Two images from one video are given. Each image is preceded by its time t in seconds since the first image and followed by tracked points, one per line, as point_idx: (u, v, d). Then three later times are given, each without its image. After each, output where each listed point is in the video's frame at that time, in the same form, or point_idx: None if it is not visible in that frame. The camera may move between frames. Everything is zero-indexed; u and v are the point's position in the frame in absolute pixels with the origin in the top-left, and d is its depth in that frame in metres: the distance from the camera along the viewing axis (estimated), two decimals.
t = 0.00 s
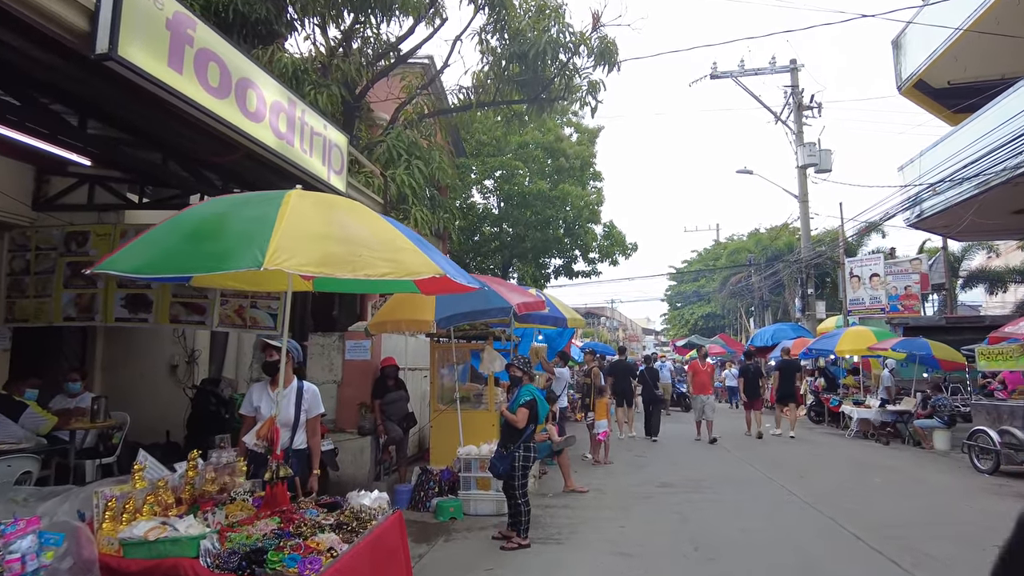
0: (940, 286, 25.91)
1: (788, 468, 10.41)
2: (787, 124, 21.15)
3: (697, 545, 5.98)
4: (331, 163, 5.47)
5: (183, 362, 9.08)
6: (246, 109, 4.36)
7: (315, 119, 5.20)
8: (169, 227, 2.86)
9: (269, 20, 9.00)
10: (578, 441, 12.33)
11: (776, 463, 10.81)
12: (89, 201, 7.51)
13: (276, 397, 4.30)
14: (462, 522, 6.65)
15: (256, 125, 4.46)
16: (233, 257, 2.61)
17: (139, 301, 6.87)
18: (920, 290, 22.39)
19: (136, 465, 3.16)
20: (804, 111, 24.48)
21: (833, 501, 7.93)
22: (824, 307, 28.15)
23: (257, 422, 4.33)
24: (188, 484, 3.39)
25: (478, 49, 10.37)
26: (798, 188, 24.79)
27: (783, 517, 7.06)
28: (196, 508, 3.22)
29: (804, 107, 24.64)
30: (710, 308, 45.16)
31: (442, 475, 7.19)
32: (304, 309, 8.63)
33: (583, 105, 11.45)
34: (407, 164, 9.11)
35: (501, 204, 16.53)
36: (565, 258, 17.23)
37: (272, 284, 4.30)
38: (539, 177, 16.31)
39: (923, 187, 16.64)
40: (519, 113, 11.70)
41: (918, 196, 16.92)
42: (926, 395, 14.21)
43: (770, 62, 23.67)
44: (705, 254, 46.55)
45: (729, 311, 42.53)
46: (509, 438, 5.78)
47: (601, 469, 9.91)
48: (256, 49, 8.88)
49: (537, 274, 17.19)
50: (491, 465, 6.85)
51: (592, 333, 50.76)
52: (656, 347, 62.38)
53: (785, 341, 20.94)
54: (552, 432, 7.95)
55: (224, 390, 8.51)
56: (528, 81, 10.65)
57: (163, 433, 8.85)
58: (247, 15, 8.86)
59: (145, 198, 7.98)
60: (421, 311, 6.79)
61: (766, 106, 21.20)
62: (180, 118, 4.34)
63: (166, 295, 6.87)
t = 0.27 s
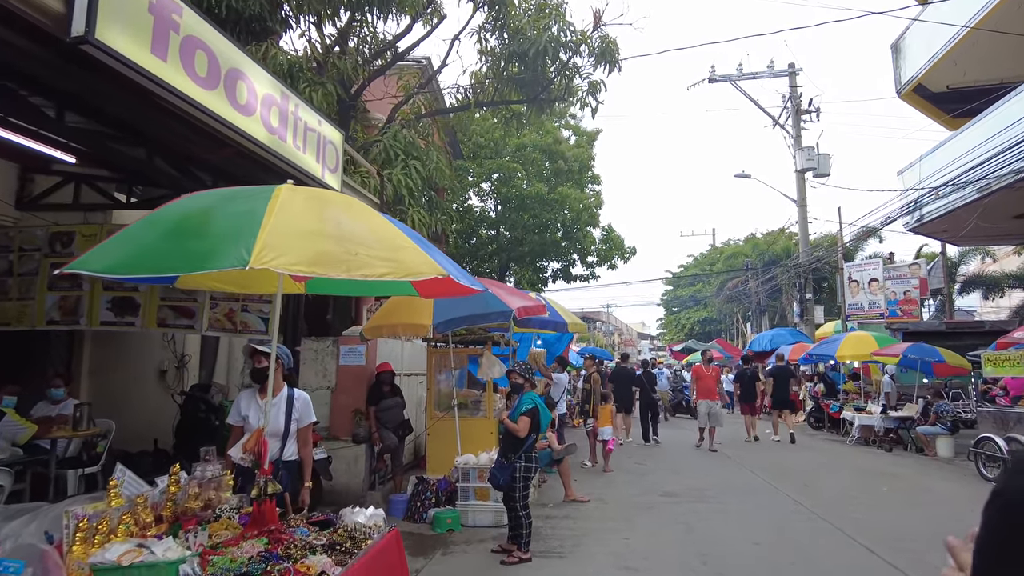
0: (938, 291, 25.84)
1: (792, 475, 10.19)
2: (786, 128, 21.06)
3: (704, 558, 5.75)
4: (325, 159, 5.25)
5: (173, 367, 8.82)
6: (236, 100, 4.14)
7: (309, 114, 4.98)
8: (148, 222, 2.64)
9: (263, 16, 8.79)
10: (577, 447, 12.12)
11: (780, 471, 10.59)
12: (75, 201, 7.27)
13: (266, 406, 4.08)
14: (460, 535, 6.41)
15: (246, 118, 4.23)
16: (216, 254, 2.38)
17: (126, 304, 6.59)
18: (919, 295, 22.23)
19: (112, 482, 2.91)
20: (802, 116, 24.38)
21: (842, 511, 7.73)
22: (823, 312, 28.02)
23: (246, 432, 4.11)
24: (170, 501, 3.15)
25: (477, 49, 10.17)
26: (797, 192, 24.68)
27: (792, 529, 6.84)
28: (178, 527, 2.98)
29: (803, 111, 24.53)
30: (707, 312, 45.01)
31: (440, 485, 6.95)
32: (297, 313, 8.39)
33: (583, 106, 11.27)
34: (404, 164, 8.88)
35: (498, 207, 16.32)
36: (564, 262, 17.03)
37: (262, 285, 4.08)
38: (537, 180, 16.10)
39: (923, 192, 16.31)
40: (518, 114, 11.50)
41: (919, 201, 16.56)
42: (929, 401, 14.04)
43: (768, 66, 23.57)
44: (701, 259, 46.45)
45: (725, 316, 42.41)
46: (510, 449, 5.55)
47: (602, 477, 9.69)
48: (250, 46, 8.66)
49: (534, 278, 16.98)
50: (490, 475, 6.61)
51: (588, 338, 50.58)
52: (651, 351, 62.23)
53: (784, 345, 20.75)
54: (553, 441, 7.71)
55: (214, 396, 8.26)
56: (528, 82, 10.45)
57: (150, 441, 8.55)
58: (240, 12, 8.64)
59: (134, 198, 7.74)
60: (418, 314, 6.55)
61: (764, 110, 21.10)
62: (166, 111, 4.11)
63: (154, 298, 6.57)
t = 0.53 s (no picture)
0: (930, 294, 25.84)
1: (790, 480, 10.02)
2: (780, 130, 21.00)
3: (705, 566, 5.55)
4: (312, 151, 5.03)
5: (156, 368, 8.47)
6: (216, 86, 3.91)
7: (295, 104, 4.75)
8: (115, 208, 2.42)
9: (250, 9, 8.55)
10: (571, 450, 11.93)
11: (778, 475, 10.41)
12: (53, 197, 7.01)
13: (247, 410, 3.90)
14: (452, 542, 6.19)
15: (228, 105, 4.00)
16: (185, 242, 2.16)
17: (105, 304, 6.25)
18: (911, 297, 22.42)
19: (74, 492, 2.70)
20: (796, 118, 24.29)
21: (843, 516, 7.55)
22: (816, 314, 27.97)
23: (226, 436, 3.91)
24: (140, 512, 2.95)
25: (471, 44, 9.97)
26: (790, 195, 24.61)
27: (792, 535, 6.64)
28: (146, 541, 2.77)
29: (797, 114, 24.45)
30: (700, 315, 44.97)
31: (431, 491, 6.73)
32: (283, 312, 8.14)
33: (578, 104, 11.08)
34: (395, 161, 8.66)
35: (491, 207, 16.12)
36: (557, 263, 16.84)
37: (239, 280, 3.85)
38: (531, 180, 15.91)
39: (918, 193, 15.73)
40: (512, 112, 11.30)
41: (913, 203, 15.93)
42: (925, 404, 13.92)
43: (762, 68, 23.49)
44: (694, 261, 46.44)
45: (718, 319, 42.38)
46: (504, 453, 5.33)
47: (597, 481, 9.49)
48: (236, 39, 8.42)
49: (527, 280, 16.78)
50: (483, 481, 6.39)
51: (580, 340, 50.44)
52: (643, 354, 62.19)
53: (778, 348, 20.60)
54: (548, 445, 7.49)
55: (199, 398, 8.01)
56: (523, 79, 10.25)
57: (131, 445, 8.23)
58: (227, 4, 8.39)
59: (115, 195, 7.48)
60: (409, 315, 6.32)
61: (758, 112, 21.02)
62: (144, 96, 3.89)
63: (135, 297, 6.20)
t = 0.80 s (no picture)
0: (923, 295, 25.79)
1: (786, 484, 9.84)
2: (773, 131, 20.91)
3: None
4: (292, 142, 4.80)
5: (135, 371, 8.20)
6: (186, 71, 3.68)
7: (273, 92, 4.51)
8: (61, 192, 2.19)
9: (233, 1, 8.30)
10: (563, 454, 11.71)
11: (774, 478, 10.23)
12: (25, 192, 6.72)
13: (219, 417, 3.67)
14: (440, 552, 5.95)
15: (200, 91, 3.77)
16: (132, 230, 1.94)
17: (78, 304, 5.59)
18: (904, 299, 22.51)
19: (16, 508, 2.45)
20: (789, 119, 24.20)
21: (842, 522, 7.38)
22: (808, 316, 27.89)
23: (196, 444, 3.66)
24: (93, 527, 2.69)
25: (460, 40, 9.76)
26: (783, 196, 24.52)
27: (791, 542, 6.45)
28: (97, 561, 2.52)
29: (790, 115, 24.36)
30: (692, 317, 44.87)
31: (419, 498, 6.49)
32: (266, 313, 7.87)
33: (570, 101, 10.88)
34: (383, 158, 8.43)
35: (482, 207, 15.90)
36: (549, 264, 16.63)
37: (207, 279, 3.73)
38: (522, 180, 15.70)
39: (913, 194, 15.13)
40: (503, 110, 11.09)
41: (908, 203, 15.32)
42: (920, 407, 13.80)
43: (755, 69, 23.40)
44: (686, 263, 46.38)
45: (710, 321, 42.30)
46: (494, 460, 5.09)
47: (590, 486, 9.27)
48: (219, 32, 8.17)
49: (519, 281, 16.56)
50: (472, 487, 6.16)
51: (572, 342, 50.25)
52: (636, 356, 62.10)
53: (772, 350, 20.44)
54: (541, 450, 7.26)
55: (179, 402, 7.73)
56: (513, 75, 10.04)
57: (108, 451, 7.92)
58: None
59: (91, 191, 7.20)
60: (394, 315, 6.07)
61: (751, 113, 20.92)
62: (110, 82, 3.66)
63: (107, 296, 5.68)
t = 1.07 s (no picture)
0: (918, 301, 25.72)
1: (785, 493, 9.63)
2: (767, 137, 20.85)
3: None
4: (272, 141, 4.61)
5: (117, 380, 7.90)
6: (156, 64, 3.50)
7: (251, 88, 4.32)
8: None
9: None
10: (558, 462, 11.50)
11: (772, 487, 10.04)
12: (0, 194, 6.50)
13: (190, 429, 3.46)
14: (429, 566, 5.74)
15: (171, 85, 3.57)
16: (72, 229, 1.78)
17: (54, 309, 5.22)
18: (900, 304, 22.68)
19: None
20: (783, 124, 24.15)
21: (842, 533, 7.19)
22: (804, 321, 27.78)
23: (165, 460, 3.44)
24: (43, 552, 2.47)
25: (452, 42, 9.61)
26: (779, 201, 24.43)
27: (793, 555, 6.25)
28: None
29: (784, 120, 24.31)
30: (687, 323, 44.80)
31: (407, 510, 6.27)
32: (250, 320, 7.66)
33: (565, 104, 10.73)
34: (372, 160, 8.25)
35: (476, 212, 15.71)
36: (544, 269, 16.45)
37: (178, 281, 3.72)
38: (516, 184, 15.51)
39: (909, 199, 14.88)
40: (496, 112, 10.92)
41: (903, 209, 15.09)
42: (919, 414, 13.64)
43: (750, 74, 23.36)
44: (681, 269, 46.34)
45: (705, 327, 42.19)
46: (484, 472, 4.88)
47: (584, 496, 9.06)
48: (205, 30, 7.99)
49: (513, 286, 16.36)
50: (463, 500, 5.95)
51: (567, 348, 50.06)
52: (631, 362, 61.94)
53: (768, 356, 20.27)
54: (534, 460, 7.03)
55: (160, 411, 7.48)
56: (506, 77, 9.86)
57: (87, 462, 7.60)
58: None
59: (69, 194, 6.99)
60: (382, 322, 5.88)
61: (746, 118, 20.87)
62: (76, 75, 3.47)
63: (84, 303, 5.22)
